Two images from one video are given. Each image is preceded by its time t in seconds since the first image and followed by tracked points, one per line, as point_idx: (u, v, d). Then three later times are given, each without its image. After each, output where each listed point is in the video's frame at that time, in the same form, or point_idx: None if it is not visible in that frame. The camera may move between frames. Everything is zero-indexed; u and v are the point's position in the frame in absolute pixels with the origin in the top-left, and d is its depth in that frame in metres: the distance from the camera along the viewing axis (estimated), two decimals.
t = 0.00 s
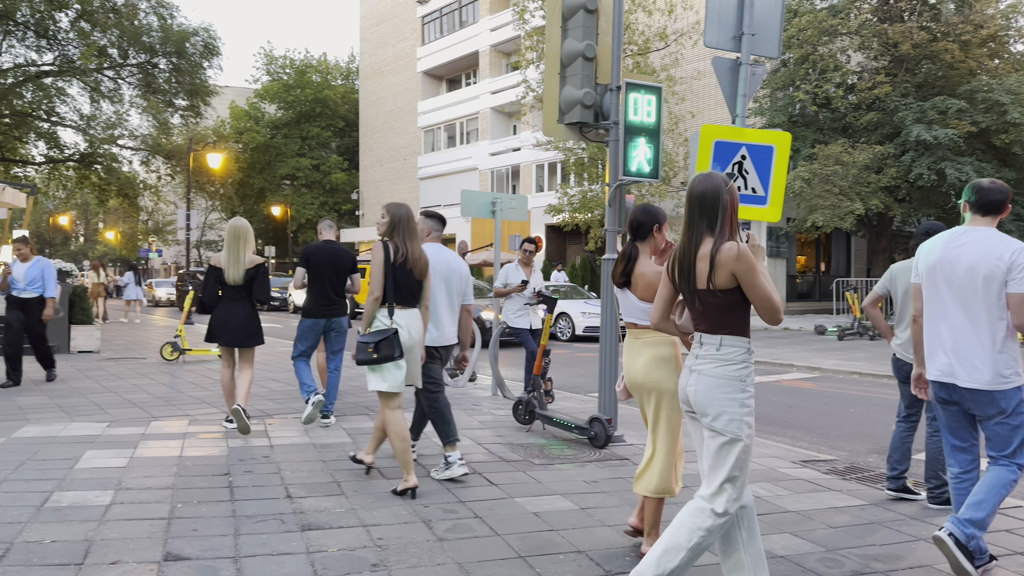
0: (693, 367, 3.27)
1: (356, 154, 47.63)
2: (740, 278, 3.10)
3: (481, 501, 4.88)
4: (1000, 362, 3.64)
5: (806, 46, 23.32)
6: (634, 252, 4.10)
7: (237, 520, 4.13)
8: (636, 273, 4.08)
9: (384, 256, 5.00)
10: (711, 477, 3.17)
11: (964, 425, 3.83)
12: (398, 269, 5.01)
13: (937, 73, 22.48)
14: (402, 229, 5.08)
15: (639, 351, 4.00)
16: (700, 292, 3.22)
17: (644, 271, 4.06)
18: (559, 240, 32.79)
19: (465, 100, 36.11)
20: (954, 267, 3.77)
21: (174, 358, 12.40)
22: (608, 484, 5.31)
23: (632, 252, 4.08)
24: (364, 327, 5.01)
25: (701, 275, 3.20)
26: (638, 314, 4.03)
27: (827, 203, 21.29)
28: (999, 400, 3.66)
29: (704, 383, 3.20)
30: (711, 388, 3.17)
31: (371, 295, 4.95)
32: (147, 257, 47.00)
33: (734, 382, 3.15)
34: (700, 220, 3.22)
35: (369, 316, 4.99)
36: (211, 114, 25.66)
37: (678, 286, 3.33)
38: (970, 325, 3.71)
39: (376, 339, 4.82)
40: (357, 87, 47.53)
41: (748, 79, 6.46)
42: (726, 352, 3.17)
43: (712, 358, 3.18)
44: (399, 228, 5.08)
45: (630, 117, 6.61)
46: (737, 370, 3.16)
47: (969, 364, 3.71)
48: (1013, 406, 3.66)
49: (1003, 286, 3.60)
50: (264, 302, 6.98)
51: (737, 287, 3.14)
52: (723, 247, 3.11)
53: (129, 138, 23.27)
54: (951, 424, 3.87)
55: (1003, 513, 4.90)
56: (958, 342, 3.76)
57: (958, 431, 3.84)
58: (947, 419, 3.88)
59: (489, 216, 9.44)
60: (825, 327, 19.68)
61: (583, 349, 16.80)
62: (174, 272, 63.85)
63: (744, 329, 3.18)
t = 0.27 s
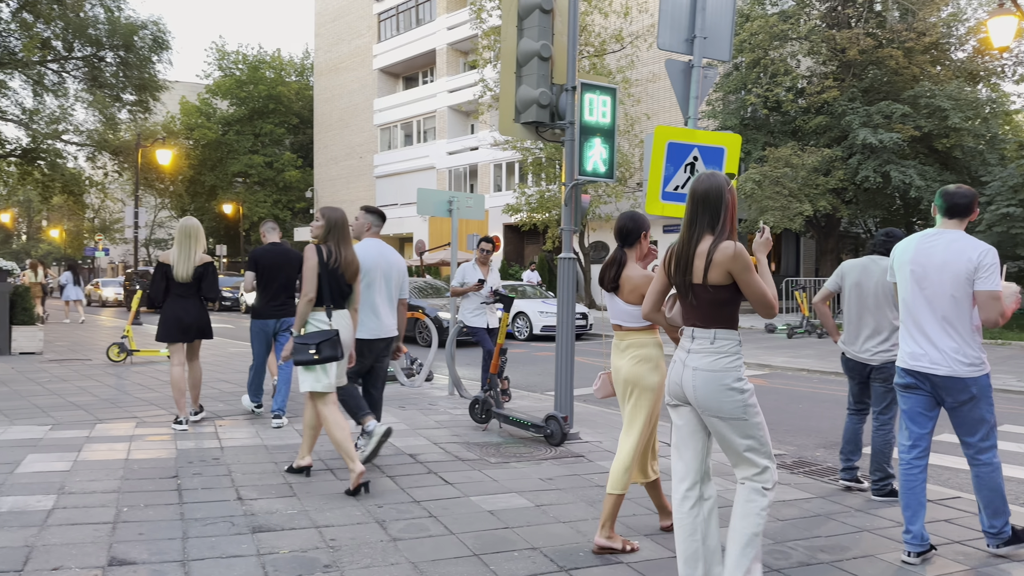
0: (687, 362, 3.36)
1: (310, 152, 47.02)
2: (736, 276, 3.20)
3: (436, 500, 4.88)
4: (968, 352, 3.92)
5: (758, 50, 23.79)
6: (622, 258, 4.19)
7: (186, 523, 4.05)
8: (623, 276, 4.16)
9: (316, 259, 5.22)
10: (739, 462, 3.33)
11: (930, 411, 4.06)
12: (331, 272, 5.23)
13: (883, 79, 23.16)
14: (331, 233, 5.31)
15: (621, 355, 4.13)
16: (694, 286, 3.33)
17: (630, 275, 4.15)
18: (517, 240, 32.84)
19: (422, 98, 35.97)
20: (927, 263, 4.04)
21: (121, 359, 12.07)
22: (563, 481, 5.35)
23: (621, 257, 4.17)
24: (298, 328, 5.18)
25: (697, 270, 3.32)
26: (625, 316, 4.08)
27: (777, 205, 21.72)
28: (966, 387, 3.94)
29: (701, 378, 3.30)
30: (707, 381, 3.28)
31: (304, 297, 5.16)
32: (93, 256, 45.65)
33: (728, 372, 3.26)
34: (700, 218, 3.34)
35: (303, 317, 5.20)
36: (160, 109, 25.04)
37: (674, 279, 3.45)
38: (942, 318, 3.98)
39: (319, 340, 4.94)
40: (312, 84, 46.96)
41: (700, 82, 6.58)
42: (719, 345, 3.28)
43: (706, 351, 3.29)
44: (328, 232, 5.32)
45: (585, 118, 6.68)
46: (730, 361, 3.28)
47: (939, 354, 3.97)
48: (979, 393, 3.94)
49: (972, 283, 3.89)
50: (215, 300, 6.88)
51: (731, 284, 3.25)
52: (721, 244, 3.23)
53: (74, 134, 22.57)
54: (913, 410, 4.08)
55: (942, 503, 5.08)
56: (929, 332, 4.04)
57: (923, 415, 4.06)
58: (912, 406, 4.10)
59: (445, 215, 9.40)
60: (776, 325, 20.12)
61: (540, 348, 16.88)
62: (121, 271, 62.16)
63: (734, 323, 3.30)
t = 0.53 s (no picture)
0: (697, 364, 3.40)
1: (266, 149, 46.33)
2: (746, 277, 3.35)
3: (392, 501, 4.85)
4: (953, 351, 4.27)
5: (713, 54, 24.17)
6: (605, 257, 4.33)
7: (134, 527, 3.96)
8: (609, 276, 4.28)
9: (254, 252, 5.30)
10: (745, 469, 3.41)
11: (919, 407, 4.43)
12: (267, 265, 5.31)
13: (834, 84, 23.74)
14: (270, 227, 5.41)
15: (609, 349, 4.32)
16: (702, 292, 3.41)
17: (614, 272, 4.27)
18: (477, 239, 32.79)
19: (381, 96, 35.73)
20: (907, 273, 4.45)
21: (69, 360, 11.73)
22: (521, 479, 5.37)
23: (605, 257, 4.29)
24: (233, 320, 5.30)
25: (706, 278, 3.40)
26: (612, 313, 4.28)
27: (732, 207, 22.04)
28: (954, 383, 4.26)
29: (716, 379, 3.36)
30: (720, 382, 3.34)
31: (242, 290, 5.22)
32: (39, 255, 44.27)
33: (742, 375, 3.35)
34: (707, 226, 3.43)
35: (238, 310, 5.27)
36: (110, 105, 24.40)
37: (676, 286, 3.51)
38: (926, 322, 4.34)
39: (258, 336, 5.11)
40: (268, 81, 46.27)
41: (657, 84, 6.65)
42: (730, 348, 3.37)
43: (719, 353, 3.36)
44: (266, 226, 5.40)
45: (544, 118, 6.70)
46: (741, 364, 3.37)
47: (926, 355, 4.32)
48: (965, 387, 4.27)
49: (950, 287, 4.27)
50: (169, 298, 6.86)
51: (741, 286, 3.38)
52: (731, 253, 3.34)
53: (19, 128, 21.87)
54: (903, 410, 4.44)
55: (888, 496, 5.23)
56: (914, 336, 4.39)
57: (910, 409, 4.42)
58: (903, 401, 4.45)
59: (404, 214, 9.33)
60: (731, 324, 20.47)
61: (500, 347, 16.90)
62: (69, 271, 60.48)
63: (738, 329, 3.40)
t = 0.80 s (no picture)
0: (708, 356, 3.62)
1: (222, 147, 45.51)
2: (747, 273, 3.64)
3: (350, 504, 4.80)
4: (917, 342, 4.41)
5: (672, 57, 24.47)
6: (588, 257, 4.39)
7: (83, 534, 3.85)
8: (591, 273, 4.36)
9: (188, 253, 5.26)
10: (741, 457, 3.57)
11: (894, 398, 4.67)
12: (200, 265, 5.27)
13: (789, 87, 24.24)
14: (206, 227, 5.27)
15: (590, 345, 4.42)
16: (713, 287, 3.61)
17: (597, 270, 4.34)
18: (438, 239, 32.65)
19: (341, 94, 35.36)
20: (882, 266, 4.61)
21: (15, 364, 11.35)
22: (481, 479, 5.36)
23: (589, 256, 4.36)
24: (168, 321, 5.26)
25: (717, 275, 3.61)
26: (593, 310, 4.39)
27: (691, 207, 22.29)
28: (914, 372, 4.42)
29: (724, 369, 3.58)
30: (729, 371, 3.57)
31: (174, 291, 5.19)
32: None
33: (747, 362, 3.59)
34: (714, 226, 3.63)
35: (173, 310, 5.24)
36: (59, 101, 23.68)
37: (685, 283, 3.69)
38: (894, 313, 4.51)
39: (184, 336, 5.04)
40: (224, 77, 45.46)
41: (614, 86, 6.71)
42: (736, 340, 3.61)
43: (727, 345, 3.59)
44: (203, 225, 5.26)
45: (504, 118, 6.71)
46: (746, 353, 3.61)
47: (891, 344, 4.50)
48: (926, 378, 4.41)
49: (916, 280, 4.43)
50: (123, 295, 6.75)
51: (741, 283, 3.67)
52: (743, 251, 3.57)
53: None
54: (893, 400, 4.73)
55: (839, 490, 5.36)
56: (884, 325, 4.57)
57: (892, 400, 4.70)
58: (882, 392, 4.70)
59: (363, 213, 9.24)
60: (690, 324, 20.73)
61: (461, 347, 16.86)
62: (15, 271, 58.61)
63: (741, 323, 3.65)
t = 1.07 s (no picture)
0: (685, 356, 3.71)
1: (181, 143, 44.66)
2: (727, 277, 3.73)
3: (309, 507, 4.73)
4: (889, 349, 4.69)
5: (635, 59, 24.67)
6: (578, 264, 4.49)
7: (29, 542, 3.73)
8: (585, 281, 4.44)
9: (118, 256, 5.19)
10: (707, 453, 3.64)
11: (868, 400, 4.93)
12: (132, 268, 5.19)
13: (749, 91, 24.62)
14: (135, 229, 5.28)
15: (586, 348, 4.45)
16: (698, 287, 3.69)
17: (590, 276, 4.42)
18: (402, 238, 32.44)
19: (303, 91, 34.95)
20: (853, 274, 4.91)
21: None
22: (442, 481, 5.32)
23: (581, 262, 4.46)
24: (98, 324, 5.15)
25: (701, 275, 3.70)
26: (585, 315, 4.44)
27: (653, 209, 22.44)
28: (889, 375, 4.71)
29: (701, 367, 3.68)
30: (705, 369, 3.66)
31: (105, 294, 5.08)
32: None
33: (725, 362, 3.69)
34: (695, 228, 3.72)
35: (104, 314, 5.12)
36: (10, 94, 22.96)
37: (669, 282, 3.77)
38: (869, 320, 4.77)
39: (109, 339, 4.97)
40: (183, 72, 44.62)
41: (578, 87, 6.72)
42: (716, 341, 3.71)
43: (706, 344, 3.68)
44: (130, 228, 5.27)
45: (468, 117, 6.67)
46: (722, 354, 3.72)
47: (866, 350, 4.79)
48: (901, 381, 4.71)
49: (888, 289, 4.69)
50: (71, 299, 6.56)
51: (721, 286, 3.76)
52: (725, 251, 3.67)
53: None
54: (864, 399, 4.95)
55: (796, 488, 5.44)
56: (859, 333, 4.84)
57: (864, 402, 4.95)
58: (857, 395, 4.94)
59: (324, 212, 9.13)
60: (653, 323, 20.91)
61: (425, 347, 16.76)
62: None
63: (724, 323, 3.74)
